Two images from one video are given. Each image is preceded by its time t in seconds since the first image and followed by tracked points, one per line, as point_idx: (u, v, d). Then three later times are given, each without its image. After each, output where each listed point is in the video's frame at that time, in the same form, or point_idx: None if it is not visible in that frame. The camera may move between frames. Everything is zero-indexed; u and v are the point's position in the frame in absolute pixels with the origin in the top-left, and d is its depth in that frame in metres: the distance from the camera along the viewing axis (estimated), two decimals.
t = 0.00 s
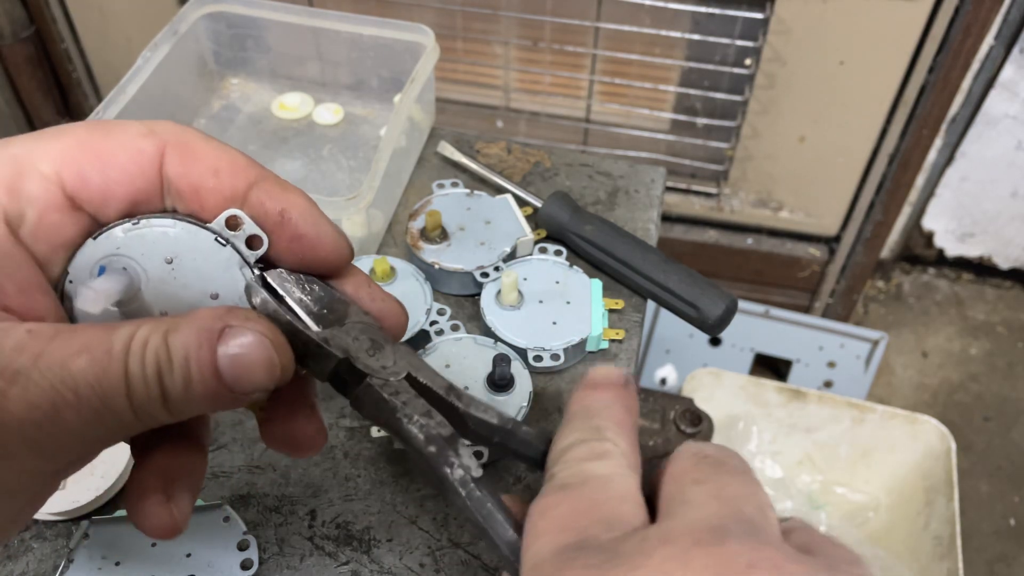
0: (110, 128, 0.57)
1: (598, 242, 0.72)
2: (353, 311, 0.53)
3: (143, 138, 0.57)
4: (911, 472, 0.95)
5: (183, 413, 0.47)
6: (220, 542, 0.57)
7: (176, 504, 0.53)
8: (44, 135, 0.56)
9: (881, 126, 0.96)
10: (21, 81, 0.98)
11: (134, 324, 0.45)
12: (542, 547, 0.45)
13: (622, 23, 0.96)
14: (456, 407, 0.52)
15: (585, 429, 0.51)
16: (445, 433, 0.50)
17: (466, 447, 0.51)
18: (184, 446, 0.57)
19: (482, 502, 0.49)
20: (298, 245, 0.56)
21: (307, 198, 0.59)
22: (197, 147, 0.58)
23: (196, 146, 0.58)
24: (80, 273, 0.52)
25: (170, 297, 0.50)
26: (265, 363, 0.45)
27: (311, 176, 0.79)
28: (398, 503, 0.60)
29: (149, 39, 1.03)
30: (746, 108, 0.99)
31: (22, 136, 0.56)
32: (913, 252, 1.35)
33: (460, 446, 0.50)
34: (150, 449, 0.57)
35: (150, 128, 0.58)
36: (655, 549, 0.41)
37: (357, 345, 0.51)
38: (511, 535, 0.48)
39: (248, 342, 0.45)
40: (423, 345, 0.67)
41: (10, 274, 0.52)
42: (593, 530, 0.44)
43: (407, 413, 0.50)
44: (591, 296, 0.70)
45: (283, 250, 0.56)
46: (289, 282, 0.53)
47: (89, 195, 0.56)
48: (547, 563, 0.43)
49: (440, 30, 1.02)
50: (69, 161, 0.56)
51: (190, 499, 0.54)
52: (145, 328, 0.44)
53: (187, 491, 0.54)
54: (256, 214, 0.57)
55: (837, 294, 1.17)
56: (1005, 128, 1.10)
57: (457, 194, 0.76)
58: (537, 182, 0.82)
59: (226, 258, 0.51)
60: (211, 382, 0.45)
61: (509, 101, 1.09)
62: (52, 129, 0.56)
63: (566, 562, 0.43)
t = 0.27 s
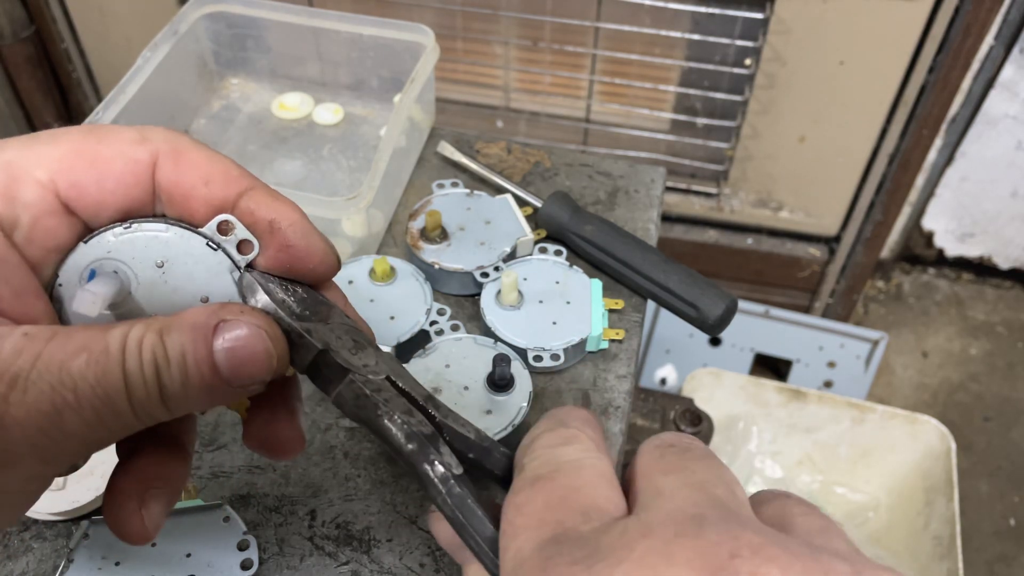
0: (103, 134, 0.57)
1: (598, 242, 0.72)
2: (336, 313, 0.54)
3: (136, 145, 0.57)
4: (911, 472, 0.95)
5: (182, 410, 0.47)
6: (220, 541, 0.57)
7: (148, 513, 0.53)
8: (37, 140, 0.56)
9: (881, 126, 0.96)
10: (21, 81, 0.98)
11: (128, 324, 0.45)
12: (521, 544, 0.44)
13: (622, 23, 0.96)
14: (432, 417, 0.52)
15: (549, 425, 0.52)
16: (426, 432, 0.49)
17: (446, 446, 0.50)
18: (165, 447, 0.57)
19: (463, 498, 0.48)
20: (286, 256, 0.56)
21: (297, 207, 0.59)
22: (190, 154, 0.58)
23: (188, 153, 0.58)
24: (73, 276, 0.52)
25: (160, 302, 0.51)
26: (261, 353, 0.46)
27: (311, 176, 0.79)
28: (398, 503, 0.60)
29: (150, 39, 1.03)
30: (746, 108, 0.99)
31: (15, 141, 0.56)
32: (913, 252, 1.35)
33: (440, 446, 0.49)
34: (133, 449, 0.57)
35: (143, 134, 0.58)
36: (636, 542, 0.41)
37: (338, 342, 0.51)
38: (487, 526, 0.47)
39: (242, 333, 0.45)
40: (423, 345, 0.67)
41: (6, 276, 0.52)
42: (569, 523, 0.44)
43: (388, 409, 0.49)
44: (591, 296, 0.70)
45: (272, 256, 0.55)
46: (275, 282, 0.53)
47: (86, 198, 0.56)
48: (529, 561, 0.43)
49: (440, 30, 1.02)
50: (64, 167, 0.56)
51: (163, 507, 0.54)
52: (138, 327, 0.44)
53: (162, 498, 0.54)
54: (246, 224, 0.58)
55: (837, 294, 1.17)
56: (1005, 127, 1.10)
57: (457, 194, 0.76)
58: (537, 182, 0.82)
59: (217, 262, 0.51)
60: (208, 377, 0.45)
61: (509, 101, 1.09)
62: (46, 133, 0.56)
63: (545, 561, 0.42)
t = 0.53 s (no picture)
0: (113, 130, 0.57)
1: (598, 242, 0.72)
2: (348, 312, 0.53)
3: (146, 141, 0.57)
4: (911, 471, 0.95)
5: (186, 418, 0.48)
6: (220, 542, 0.57)
7: (169, 505, 0.53)
8: (48, 137, 0.56)
9: (881, 126, 0.96)
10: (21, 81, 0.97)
11: (138, 329, 0.45)
12: (527, 548, 0.45)
13: (622, 23, 0.96)
14: (451, 405, 0.52)
15: (562, 418, 0.51)
16: (440, 431, 0.50)
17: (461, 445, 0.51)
18: (180, 450, 0.57)
19: (477, 499, 0.49)
20: (294, 250, 0.56)
21: (304, 203, 0.59)
22: (201, 153, 0.58)
23: (198, 152, 0.58)
24: (81, 275, 0.52)
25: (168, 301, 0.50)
26: (272, 371, 0.46)
27: (311, 176, 0.79)
28: (398, 503, 0.60)
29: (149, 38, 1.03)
30: (746, 108, 0.99)
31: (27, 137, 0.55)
32: (913, 252, 1.36)
33: (455, 444, 0.50)
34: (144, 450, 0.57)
35: (152, 131, 0.58)
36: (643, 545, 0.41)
37: (351, 345, 0.51)
38: (499, 522, 0.49)
39: (254, 348, 0.45)
40: (423, 345, 0.67)
41: (12, 272, 0.52)
42: (576, 528, 0.45)
43: (402, 411, 0.50)
44: (591, 296, 0.70)
45: (279, 255, 0.56)
46: (283, 283, 0.52)
47: (95, 194, 0.56)
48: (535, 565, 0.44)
49: (440, 30, 1.02)
50: (75, 164, 0.56)
51: (181, 501, 0.54)
52: (150, 333, 0.44)
53: (179, 493, 0.54)
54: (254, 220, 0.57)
55: (837, 294, 1.17)
56: (1005, 128, 1.11)
57: (457, 194, 0.76)
58: (537, 182, 0.82)
59: (224, 261, 0.51)
60: (216, 389, 0.46)
61: (509, 101, 1.09)
62: (56, 130, 0.56)
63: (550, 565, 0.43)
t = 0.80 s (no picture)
0: (93, 119, 0.57)
1: (598, 242, 0.72)
2: (332, 303, 0.54)
3: (126, 129, 0.57)
4: (911, 472, 0.95)
5: (184, 401, 0.47)
6: (220, 542, 0.57)
7: (166, 498, 0.53)
8: (27, 127, 0.56)
9: (881, 126, 0.96)
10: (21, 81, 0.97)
11: (127, 315, 0.45)
12: (494, 553, 0.44)
13: (622, 23, 0.96)
14: (426, 413, 0.51)
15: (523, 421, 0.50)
16: (418, 429, 0.50)
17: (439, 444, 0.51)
18: (174, 437, 0.57)
19: (451, 499, 0.49)
20: (281, 237, 0.55)
21: (292, 189, 0.59)
22: (181, 138, 0.58)
23: (179, 137, 0.58)
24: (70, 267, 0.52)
25: (159, 288, 0.51)
26: (260, 341, 0.45)
27: (311, 176, 0.79)
28: (398, 503, 0.60)
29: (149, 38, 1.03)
30: (746, 108, 0.99)
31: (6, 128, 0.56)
32: (913, 252, 1.36)
33: (432, 443, 0.50)
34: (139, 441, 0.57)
35: (133, 118, 0.58)
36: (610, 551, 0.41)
37: (334, 335, 0.50)
38: (468, 521, 0.48)
39: (241, 322, 0.45)
40: (423, 346, 0.67)
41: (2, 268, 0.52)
42: (540, 529, 0.44)
43: (381, 406, 0.50)
44: (591, 296, 0.70)
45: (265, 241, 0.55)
46: (272, 270, 0.53)
47: (78, 185, 0.56)
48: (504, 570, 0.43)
49: (440, 30, 1.02)
50: (55, 155, 0.56)
51: (180, 493, 0.54)
52: (137, 318, 0.44)
53: (178, 484, 0.54)
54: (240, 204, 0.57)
55: (837, 294, 1.17)
56: (1005, 128, 1.10)
57: (457, 194, 0.76)
58: (537, 182, 0.82)
59: (213, 246, 0.51)
60: (208, 366, 0.45)
61: (509, 101, 1.09)
62: (35, 120, 0.56)
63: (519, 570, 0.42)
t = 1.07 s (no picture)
0: (90, 116, 0.57)
1: (598, 242, 0.72)
2: (340, 302, 0.53)
3: (123, 125, 0.57)
4: (911, 472, 0.95)
5: (182, 406, 0.48)
6: (219, 542, 0.57)
7: (166, 498, 0.53)
8: (25, 125, 0.56)
9: (881, 126, 0.96)
10: (21, 81, 0.97)
11: (128, 318, 0.45)
12: (524, 542, 0.44)
13: (622, 23, 0.96)
14: (443, 402, 0.51)
15: (549, 412, 0.50)
16: (435, 424, 0.50)
17: (457, 438, 0.50)
18: (180, 439, 0.57)
19: (473, 493, 0.49)
20: (280, 233, 0.55)
21: (291, 185, 0.59)
22: (179, 134, 0.58)
23: (176, 133, 0.58)
24: (66, 264, 0.52)
25: (154, 287, 0.51)
26: (265, 353, 0.46)
27: (311, 176, 0.79)
28: (398, 503, 0.60)
29: (149, 38, 1.03)
30: (746, 108, 0.99)
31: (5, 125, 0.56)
32: (913, 252, 1.36)
33: (450, 437, 0.50)
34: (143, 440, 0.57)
35: (130, 114, 0.58)
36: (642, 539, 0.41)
37: (345, 334, 0.50)
38: (494, 515, 0.48)
39: (247, 332, 0.45)
40: (423, 346, 0.67)
41: None
42: (571, 519, 0.44)
43: (397, 402, 0.50)
44: (591, 296, 0.70)
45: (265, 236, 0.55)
46: (276, 271, 0.52)
47: (72, 179, 0.56)
48: (533, 558, 0.43)
49: (440, 30, 1.02)
50: (51, 152, 0.56)
51: (180, 492, 0.54)
52: (139, 322, 0.44)
53: (178, 484, 0.54)
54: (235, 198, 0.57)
55: (837, 294, 1.17)
56: (1005, 128, 1.11)
57: (457, 194, 0.76)
58: (537, 182, 0.82)
59: (213, 246, 0.51)
60: (211, 372, 0.46)
61: (509, 101, 1.09)
62: (33, 117, 0.56)
63: (550, 559, 0.42)
